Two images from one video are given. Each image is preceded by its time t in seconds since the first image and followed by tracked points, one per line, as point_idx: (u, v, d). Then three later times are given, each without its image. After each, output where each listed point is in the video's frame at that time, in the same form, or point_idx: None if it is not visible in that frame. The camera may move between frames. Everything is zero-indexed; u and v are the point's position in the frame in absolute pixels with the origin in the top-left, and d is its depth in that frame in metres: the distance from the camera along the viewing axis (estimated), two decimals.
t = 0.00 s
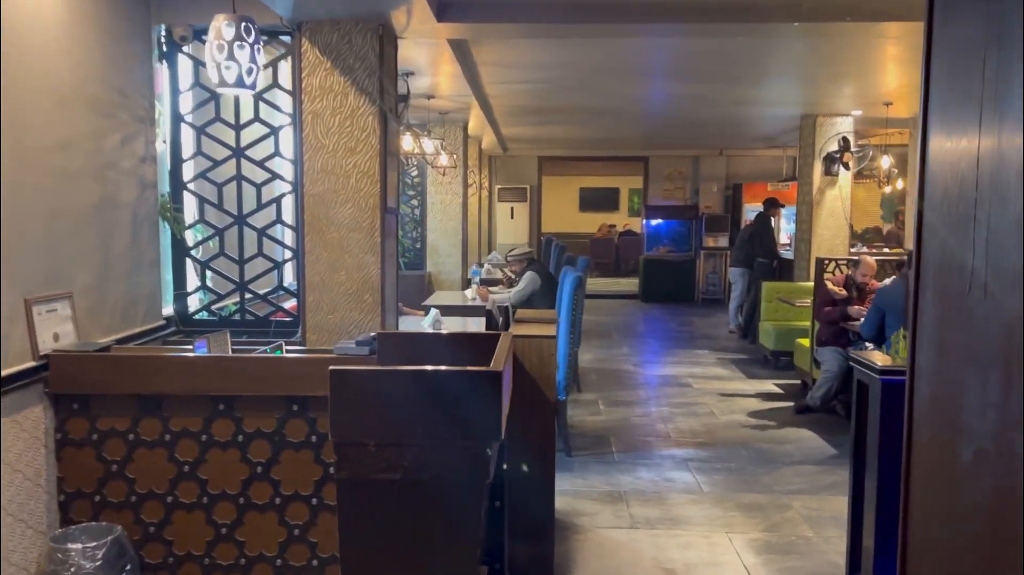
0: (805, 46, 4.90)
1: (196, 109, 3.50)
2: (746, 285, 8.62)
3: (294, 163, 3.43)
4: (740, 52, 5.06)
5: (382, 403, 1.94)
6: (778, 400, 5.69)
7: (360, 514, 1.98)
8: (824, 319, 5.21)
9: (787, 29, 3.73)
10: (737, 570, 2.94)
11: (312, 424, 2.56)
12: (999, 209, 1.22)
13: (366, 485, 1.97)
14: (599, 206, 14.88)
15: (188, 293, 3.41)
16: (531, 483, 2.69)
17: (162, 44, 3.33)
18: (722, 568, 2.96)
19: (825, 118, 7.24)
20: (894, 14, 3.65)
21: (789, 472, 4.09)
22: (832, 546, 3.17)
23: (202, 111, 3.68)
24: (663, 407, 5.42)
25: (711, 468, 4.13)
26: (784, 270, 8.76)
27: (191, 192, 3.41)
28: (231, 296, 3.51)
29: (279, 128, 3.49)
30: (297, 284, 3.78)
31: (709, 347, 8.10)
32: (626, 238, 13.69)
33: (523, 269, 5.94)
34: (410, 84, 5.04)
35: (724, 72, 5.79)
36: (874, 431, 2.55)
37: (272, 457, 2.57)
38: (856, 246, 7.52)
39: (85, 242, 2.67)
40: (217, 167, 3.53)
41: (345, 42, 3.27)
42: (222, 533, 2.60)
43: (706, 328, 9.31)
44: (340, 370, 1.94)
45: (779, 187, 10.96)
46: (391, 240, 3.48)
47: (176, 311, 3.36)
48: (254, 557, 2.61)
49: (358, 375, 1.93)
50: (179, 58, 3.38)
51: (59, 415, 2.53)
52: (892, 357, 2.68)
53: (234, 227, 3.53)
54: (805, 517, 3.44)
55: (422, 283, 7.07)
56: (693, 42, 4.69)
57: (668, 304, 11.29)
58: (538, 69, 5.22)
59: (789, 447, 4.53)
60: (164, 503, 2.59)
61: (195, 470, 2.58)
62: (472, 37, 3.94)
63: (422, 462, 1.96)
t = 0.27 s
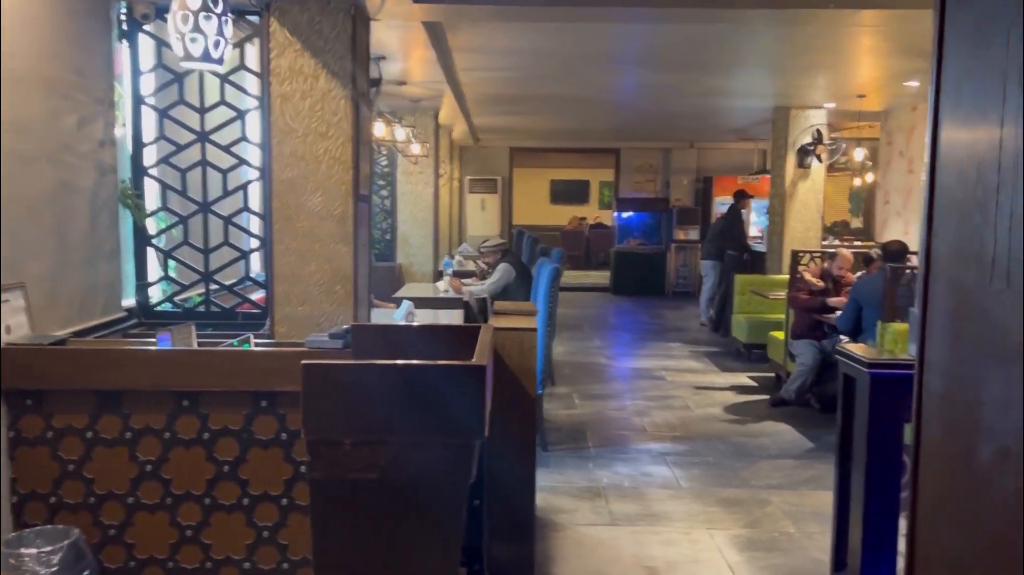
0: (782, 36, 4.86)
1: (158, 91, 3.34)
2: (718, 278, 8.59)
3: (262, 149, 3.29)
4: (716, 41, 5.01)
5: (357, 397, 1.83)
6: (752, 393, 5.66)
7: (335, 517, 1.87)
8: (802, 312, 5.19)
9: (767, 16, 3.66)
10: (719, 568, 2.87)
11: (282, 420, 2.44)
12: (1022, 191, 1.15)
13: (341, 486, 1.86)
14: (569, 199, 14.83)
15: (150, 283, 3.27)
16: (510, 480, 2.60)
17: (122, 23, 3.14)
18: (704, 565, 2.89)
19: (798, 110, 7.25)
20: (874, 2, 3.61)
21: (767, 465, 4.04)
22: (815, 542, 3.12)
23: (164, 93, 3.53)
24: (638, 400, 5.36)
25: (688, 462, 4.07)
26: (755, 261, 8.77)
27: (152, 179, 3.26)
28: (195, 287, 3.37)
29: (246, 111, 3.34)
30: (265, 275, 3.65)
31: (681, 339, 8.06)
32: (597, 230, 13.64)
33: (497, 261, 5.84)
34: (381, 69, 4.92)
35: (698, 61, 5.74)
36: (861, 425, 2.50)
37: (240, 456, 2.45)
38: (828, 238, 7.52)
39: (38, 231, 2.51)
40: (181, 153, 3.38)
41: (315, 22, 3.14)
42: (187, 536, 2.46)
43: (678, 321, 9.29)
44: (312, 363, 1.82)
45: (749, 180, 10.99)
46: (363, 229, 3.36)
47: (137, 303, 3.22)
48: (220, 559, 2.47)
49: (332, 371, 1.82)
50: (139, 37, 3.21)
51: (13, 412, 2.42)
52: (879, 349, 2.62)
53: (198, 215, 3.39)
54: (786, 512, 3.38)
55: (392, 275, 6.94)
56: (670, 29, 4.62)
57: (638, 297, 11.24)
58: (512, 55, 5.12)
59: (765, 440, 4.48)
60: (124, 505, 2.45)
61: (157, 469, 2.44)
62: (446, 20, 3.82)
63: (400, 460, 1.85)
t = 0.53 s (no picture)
0: (767, 28, 4.81)
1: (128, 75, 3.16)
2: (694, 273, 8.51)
3: (239, 136, 3.13)
4: (701, 30, 4.94)
5: (355, 399, 1.72)
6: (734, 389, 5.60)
7: (332, 526, 1.77)
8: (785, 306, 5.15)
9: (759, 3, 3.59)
10: (718, 571, 2.79)
11: (267, 423, 2.32)
12: None
13: (338, 494, 1.75)
14: (541, 193, 14.73)
15: (120, 278, 3.10)
16: (506, 483, 2.49)
17: None
18: (703, 568, 2.81)
19: (777, 104, 7.19)
20: None
21: (756, 463, 3.97)
22: (812, 541, 3.05)
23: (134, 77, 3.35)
24: (621, 396, 5.28)
25: (677, 459, 3.99)
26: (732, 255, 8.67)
27: (123, 167, 3.08)
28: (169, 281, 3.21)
29: (222, 97, 3.18)
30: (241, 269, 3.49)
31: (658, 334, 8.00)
32: (569, 224, 13.56)
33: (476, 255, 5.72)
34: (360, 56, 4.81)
35: (680, 52, 5.67)
36: (868, 424, 2.43)
37: (222, 461, 2.31)
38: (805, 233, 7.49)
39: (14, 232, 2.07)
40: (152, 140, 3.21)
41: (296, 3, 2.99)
42: (166, 545, 2.32)
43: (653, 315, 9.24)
44: (308, 364, 1.72)
45: (723, 174, 10.98)
46: (347, 222, 3.23)
47: (107, 298, 3.05)
48: (200, 570, 2.33)
49: (330, 370, 1.72)
50: (108, 17, 3.03)
51: None
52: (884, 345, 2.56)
53: (172, 206, 3.22)
54: (780, 511, 3.32)
55: (367, 270, 6.79)
56: (655, 18, 4.54)
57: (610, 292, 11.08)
58: (493, 43, 5.00)
59: (752, 437, 4.42)
60: (98, 513, 2.28)
61: (134, 475, 2.29)
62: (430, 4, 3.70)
63: (400, 467, 1.74)
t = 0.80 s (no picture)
0: (748, 25, 4.77)
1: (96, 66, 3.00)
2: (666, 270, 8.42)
3: (215, 131, 2.99)
4: (681, 26, 4.89)
5: (355, 413, 1.65)
6: (713, 387, 5.57)
7: (329, 544, 1.71)
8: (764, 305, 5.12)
9: None
10: None
11: (251, 434, 2.16)
12: None
13: (335, 511, 1.68)
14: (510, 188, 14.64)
15: (89, 279, 2.94)
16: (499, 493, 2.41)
17: None
18: None
19: (752, 101, 7.22)
20: None
21: (742, 464, 3.94)
22: (803, 545, 3.02)
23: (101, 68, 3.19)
24: (601, 396, 5.22)
25: (662, 461, 3.94)
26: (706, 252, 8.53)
27: (92, 162, 2.92)
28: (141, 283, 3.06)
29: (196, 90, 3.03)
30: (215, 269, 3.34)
31: (632, 331, 7.96)
32: (539, 220, 13.50)
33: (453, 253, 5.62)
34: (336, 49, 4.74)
35: (659, 48, 5.61)
36: (868, 429, 2.38)
37: (204, 474, 2.15)
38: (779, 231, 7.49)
39: None
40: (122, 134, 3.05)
41: None
42: (144, 563, 2.12)
43: (626, 312, 9.20)
44: (305, 377, 1.63)
45: (694, 171, 10.99)
46: (328, 221, 3.12)
47: (75, 300, 2.89)
48: None
49: (330, 381, 1.64)
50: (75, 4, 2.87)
51: None
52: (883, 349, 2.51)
53: (143, 203, 3.07)
54: (770, 515, 3.28)
55: (340, 267, 6.65)
56: (638, 14, 4.47)
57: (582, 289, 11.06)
58: (471, 36, 4.90)
59: (735, 437, 4.39)
60: (71, 530, 2.07)
61: (109, 489, 2.10)
62: None
63: (402, 483, 1.67)
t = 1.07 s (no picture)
0: (728, 22, 4.74)
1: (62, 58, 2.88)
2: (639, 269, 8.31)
3: (188, 127, 2.88)
4: (659, 23, 4.85)
5: (346, 421, 1.57)
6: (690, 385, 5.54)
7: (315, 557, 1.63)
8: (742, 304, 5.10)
9: None
10: None
11: (229, 441, 2.04)
12: None
13: (322, 524, 1.61)
14: (482, 186, 14.57)
15: (55, 280, 2.83)
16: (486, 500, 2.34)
17: None
18: None
19: (727, 100, 7.22)
20: None
21: (723, 464, 3.91)
22: (790, 547, 2.99)
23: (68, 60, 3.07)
24: (579, 396, 5.17)
25: (643, 462, 3.90)
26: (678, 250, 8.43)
27: (58, 158, 2.81)
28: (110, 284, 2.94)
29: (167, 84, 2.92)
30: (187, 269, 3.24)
31: (607, 329, 7.92)
32: (511, 218, 13.44)
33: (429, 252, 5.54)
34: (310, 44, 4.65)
35: (636, 45, 5.58)
36: (861, 431, 2.35)
37: (180, 483, 2.02)
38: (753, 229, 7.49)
39: None
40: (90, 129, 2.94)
41: None
42: None
43: (600, 310, 9.17)
44: (291, 384, 1.55)
45: (666, 170, 11.00)
46: (305, 218, 3.03)
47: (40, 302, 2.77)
48: None
49: (319, 389, 1.56)
50: None
51: None
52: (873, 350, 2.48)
53: (112, 201, 2.96)
54: (754, 516, 3.26)
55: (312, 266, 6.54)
56: (618, 10, 4.42)
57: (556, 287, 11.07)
58: (447, 31, 4.82)
59: (715, 437, 4.37)
60: (38, 543, 1.96)
61: (79, 501, 1.97)
62: None
63: (394, 493, 1.61)
